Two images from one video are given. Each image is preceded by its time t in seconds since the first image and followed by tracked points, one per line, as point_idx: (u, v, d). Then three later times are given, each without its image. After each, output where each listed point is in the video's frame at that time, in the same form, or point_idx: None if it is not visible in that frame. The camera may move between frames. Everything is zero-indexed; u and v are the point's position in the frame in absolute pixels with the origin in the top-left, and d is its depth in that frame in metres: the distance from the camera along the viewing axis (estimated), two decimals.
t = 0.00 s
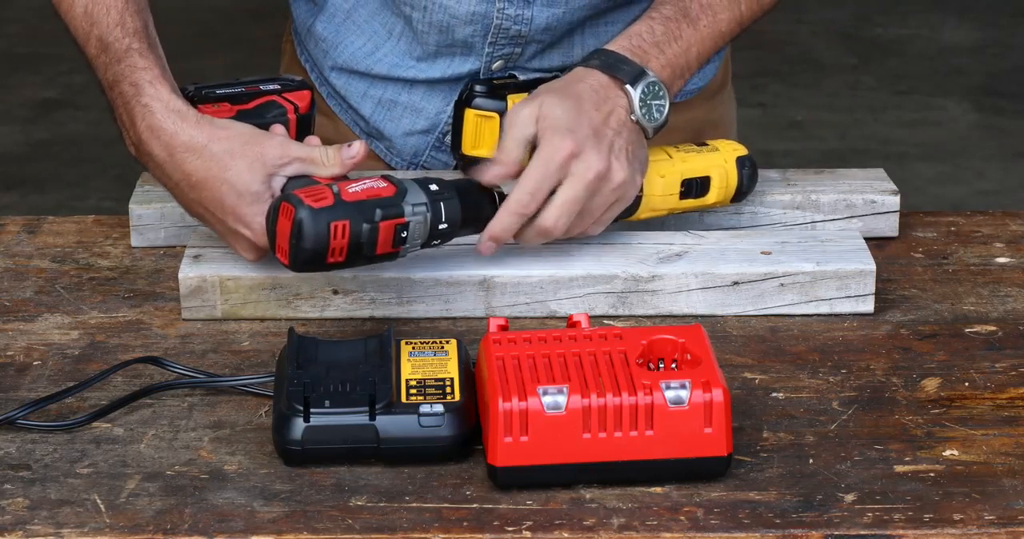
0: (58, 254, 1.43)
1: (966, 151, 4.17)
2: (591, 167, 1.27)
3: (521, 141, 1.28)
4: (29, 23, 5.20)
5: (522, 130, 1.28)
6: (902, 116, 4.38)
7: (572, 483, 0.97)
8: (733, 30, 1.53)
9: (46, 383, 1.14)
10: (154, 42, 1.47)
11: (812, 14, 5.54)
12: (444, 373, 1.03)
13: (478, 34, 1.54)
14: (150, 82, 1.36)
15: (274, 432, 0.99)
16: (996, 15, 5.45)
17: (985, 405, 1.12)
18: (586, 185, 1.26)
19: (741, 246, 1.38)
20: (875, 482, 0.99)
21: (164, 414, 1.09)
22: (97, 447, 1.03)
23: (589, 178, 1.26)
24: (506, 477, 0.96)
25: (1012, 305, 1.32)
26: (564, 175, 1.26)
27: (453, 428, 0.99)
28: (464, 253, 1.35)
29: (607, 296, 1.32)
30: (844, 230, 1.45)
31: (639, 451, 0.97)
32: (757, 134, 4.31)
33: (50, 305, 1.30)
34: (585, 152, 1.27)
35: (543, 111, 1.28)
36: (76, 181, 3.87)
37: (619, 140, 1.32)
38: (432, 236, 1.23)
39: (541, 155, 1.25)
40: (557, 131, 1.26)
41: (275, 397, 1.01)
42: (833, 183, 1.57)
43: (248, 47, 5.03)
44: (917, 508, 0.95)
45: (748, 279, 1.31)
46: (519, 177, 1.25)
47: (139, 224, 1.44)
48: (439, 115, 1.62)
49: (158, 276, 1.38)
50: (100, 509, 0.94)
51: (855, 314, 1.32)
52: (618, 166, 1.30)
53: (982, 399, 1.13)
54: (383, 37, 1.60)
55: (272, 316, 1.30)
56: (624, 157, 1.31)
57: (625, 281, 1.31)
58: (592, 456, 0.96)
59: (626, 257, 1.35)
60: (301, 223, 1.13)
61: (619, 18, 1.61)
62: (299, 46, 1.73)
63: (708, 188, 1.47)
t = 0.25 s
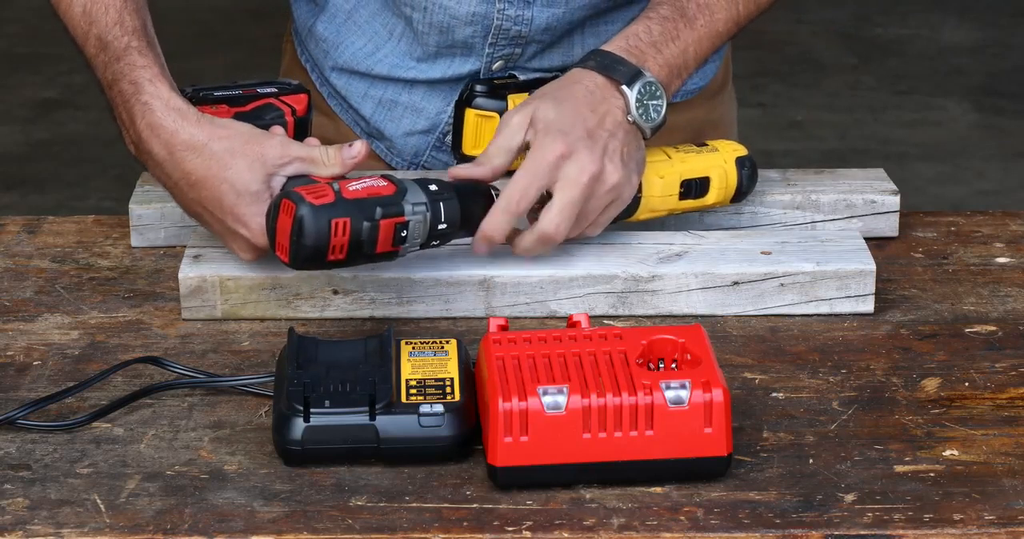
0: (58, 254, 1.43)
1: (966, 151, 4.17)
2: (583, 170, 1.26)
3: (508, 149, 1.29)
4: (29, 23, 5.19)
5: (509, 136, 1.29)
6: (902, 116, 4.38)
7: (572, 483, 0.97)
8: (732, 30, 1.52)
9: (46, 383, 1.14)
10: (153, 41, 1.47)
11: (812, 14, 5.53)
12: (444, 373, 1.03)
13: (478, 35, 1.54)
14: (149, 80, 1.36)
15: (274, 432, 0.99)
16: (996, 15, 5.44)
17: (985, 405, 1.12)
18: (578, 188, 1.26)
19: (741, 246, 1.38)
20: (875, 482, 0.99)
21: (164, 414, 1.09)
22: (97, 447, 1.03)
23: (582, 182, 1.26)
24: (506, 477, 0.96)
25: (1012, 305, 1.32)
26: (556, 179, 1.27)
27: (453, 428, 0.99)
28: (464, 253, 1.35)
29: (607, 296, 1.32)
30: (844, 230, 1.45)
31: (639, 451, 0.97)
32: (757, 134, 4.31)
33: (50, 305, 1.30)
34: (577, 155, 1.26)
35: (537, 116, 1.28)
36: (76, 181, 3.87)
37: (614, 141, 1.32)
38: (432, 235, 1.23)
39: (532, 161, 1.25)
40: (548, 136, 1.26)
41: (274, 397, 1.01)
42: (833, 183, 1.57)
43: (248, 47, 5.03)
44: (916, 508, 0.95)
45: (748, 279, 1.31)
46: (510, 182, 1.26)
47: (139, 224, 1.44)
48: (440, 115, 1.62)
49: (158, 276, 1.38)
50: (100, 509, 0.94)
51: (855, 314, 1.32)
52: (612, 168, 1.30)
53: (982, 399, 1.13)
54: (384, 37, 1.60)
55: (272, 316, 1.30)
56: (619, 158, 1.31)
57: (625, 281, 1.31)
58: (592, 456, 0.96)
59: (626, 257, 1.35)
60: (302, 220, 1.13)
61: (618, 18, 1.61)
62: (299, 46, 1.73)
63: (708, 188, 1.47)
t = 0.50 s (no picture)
0: (58, 254, 1.43)
1: (966, 151, 4.17)
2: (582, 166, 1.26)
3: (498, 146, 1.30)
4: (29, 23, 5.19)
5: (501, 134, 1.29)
6: (902, 116, 4.38)
7: (572, 483, 0.97)
8: (728, 33, 1.52)
9: (47, 383, 1.14)
10: (153, 40, 1.47)
11: (812, 14, 5.53)
12: (444, 373, 1.03)
13: (476, 35, 1.54)
14: (149, 78, 1.37)
15: (274, 432, 0.99)
16: (996, 15, 5.44)
17: (985, 405, 1.12)
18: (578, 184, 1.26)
19: (741, 246, 1.38)
20: (875, 482, 0.99)
21: (164, 414, 1.09)
22: (97, 447, 1.03)
23: (581, 177, 1.26)
24: (506, 477, 0.96)
25: (1012, 305, 1.32)
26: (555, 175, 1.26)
27: (453, 428, 0.99)
28: (464, 253, 1.35)
29: (607, 296, 1.32)
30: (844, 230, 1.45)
31: (639, 451, 0.97)
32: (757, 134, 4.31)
33: (50, 305, 1.30)
34: (575, 151, 1.26)
35: (533, 115, 1.29)
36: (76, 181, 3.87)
37: (611, 140, 1.32)
38: (428, 234, 1.23)
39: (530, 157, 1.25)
40: (544, 133, 1.27)
41: (275, 397, 1.01)
42: (833, 183, 1.57)
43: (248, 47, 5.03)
44: (916, 508, 0.95)
45: (748, 279, 1.31)
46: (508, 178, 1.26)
47: (139, 224, 1.44)
48: (438, 115, 1.62)
49: (158, 276, 1.38)
50: (100, 509, 0.94)
51: (855, 314, 1.32)
52: (610, 166, 1.30)
53: (982, 399, 1.13)
54: (382, 36, 1.60)
55: (272, 316, 1.30)
56: (616, 156, 1.31)
57: (625, 281, 1.31)
58: (592, 456, 0.96)
59: (626, 257, 1.35)
60: (295, 217, 1.14)
61: (617, 17, 1.61)
62: (299, 46, 1.73)
63: (706, 189, 1.47)
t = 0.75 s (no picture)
0: (58, 254, 1.43)
1: (966, 151, 4.17)
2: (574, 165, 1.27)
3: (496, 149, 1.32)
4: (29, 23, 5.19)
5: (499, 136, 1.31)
6: (902, 116, 4.38)
7: (573, 483, 0.97)
8: (727, 33, 1.52)
9: (47, 383, 1.14)
10: (153, 43, 1.47)
11: (812, 14, 5.53)
12: (444, 373, 1.03)
13: (475, 34, 1.54)
14: (149, 82, 1.37)
15: (274, 432, 0.99)
16: (996, 15, 5.44)
17: (985, 405, 1.12)
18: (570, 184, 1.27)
19: (741, 246, 1.38)
20: (875, 482, 0.99)
21: (164, 414, 1.09)
22: (97, 447, 1.03)
23: (573, 177, 1.26)
24: (506, 477, 0.96)
25: (1012, 305, 1.32)
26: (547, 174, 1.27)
27: (453, 428, 0.99)
28: (464, 253, 1.35)
29: (607, 296, 1.32)
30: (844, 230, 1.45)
31: (639, 451, 0.97)
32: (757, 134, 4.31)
33: (50, 305, 1.30)
34: (568, 151, 1.27)
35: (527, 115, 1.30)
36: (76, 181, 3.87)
37: (606, 141, 1.32)
38: (422, 236, 1.23)
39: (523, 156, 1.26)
40: (537, 132, 1.27)
41: (274, 397, 1.01)
42: (833, 183, 1.57)
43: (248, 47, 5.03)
44: (916, 508, 0.95)
45: (748, 279, 1.31)
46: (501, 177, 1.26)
47: (139, 224, 1.44)
48: (437, 114, 1.62)
49: (158, 276, 1.38)
50: (100, 509, 0.94)
51: (855, 314, 1.32)
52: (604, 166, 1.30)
53: (982, 399, 1.13)
54: (381, 35, 1.60)
55: (272, 316, 1.30)
56: (610, 156, 1.31)
57: (625, 281, 1.31)
58: (592, 456, 0.96)
59: (626, 257, 1.35)
60: (289, 221, 1.14)
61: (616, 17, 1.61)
62: (298, 46, 1.73)
63: (705, 190, 1.47)
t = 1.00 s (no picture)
0: (58, 254, 1.43)
1: (967, 151, 4.17)
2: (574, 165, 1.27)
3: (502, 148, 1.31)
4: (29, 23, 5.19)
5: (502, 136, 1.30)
6: (902, 116, 4.38)
7: (573, 483, 0.97)
8: (727, 33, 1.52)
9: (47, 383, 1.14)
10: (155, 49, 1.47)
11: (812, 14, 5.53)
12: (444, 373, 1.03)
13: (475, 34, 1.54)
14: (150, 88, 1.38)
15: (274, 432, 0.99)
16: (996, 15, 5.44)
17: (985, 405, 1.12)
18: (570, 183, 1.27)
19: (741, 246, 1.38)
20: (876, 482, 0.99)
21: (164, 414, 1.09)
22: (97, 447, 1.03)
23: (572, 177, 1.27)
24: (506, 477, 0.96)
25: (1012, 305, 1.32)
26: (547, 173, 1.27)
27: (453, 428, 0.99)
28: (464, 253, 1.35)
29: (607, 296, 1.32)
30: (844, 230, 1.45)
31: (639, 452, 0.97)
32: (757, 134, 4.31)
33: (50, 305, 1.30)
34: (569, 150, 1.27)
35: (529, 114, 1.30)
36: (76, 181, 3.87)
37: (608, 141, 1.32)
38: (423, 237, 1.23)
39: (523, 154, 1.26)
40: (539, 131, 1.27)
41: (274, 398, 1.01)
42: (833, 183, 1.57)
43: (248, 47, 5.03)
44: (916, 508, 0.95)
45: (748, 279, 1.31)
46: (501, 174, 1.26)
47: (139, 224, 1.44)
48: (437, 114, 1.62)
49: (158, 276, 1.38)
50: (100, 509, 0.94)
51: (855, 314, 1.32)
52: (604, 166, 1.30)
53: (982, 399, 1.13)
54: (381, 35, 1.60)
55: (272, 316, 1.30)
56: (612, 157, 1.31)
57: (625, 281, 1.31)
58: (592, 456, 0.96)
59: (626, 257, 1.35)
60: (290, 226, 1.14)
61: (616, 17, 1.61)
62: (298, 46, 1.73)
63: (705, 190, 1.47)
